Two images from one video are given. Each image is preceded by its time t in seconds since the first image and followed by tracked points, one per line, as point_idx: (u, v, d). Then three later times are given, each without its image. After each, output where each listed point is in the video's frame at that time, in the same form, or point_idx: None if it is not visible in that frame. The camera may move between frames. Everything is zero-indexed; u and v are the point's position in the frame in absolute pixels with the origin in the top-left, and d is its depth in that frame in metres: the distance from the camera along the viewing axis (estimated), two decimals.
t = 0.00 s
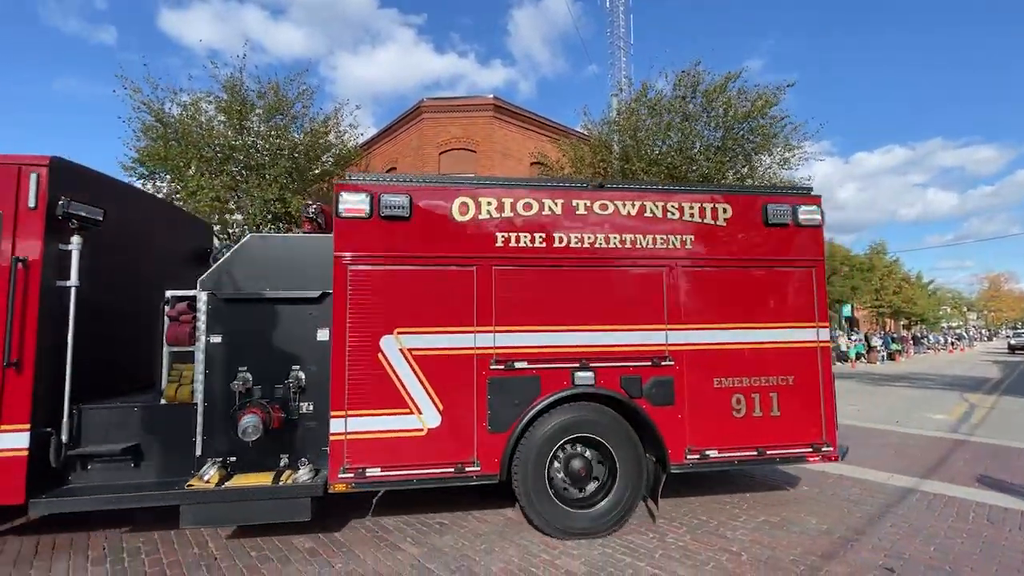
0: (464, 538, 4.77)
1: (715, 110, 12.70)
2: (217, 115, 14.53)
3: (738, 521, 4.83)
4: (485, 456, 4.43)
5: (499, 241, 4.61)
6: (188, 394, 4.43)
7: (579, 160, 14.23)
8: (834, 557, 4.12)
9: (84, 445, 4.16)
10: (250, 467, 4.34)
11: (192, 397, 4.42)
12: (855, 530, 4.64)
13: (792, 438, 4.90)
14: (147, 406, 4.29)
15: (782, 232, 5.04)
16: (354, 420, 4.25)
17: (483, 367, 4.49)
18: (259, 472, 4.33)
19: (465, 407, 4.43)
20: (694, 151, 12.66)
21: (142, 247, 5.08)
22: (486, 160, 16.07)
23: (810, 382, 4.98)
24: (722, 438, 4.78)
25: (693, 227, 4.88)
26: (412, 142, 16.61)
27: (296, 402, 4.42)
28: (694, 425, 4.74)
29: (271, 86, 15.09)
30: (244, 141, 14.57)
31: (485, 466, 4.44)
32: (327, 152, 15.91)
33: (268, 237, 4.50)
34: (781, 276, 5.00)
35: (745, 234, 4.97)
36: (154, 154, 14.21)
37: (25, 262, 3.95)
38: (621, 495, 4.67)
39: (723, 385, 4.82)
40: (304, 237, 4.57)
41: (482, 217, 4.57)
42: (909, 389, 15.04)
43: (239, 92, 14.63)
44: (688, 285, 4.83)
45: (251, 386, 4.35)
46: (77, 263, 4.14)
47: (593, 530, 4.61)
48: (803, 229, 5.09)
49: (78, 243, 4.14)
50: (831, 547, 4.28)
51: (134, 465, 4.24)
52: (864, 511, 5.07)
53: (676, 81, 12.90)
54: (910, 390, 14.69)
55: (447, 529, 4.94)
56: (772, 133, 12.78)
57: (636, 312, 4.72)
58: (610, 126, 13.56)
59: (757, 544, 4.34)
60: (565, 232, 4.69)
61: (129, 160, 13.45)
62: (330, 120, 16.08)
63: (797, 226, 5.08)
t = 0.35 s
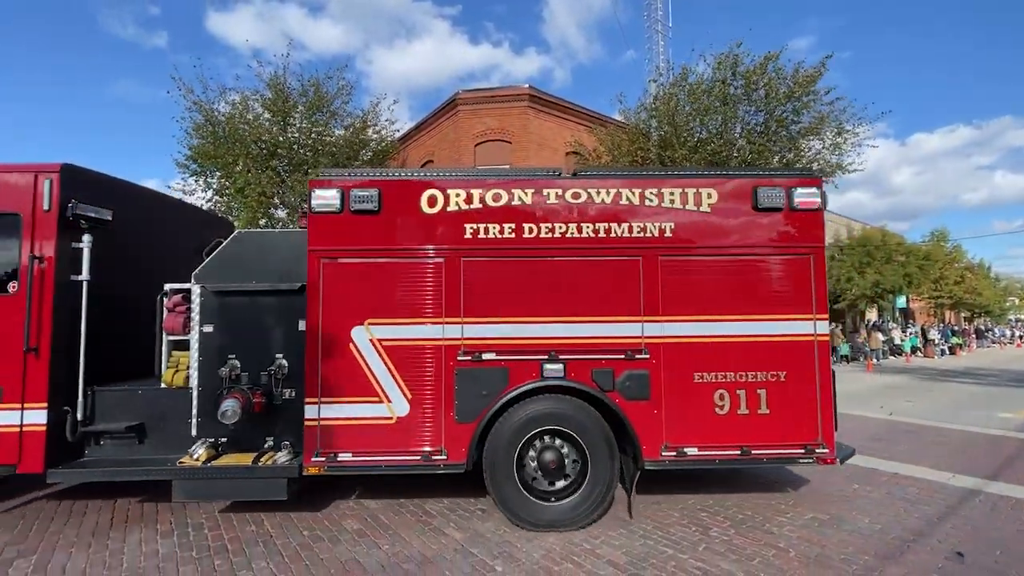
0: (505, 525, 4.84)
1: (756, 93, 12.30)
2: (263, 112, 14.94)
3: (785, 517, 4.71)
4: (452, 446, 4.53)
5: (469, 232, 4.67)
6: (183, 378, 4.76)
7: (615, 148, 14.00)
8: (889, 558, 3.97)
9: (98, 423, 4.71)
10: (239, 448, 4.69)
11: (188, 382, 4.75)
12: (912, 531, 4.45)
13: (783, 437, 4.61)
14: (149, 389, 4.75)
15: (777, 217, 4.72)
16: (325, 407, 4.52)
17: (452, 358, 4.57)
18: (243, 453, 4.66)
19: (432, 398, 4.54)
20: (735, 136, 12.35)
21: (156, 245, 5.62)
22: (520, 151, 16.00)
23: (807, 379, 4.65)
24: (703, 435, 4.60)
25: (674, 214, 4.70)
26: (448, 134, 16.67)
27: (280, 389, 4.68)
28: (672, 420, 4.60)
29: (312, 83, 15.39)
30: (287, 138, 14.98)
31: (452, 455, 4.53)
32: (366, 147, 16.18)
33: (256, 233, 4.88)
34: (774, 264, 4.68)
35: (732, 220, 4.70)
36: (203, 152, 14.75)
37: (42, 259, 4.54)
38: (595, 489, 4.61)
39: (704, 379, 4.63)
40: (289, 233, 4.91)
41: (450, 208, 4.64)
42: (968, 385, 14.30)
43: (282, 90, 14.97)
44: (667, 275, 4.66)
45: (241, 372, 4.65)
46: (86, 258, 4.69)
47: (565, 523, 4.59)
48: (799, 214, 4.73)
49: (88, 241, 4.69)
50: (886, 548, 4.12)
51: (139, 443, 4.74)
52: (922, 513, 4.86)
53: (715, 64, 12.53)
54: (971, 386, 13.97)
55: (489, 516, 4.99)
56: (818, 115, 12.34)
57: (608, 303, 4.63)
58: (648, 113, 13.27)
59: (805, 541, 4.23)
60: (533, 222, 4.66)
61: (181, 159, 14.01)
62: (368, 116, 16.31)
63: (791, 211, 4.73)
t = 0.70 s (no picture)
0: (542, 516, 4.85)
1: (797, 76, 11.86)
2: (302, 112, 15.23)
3: (835, 518, 4.57)
4: (426, 436, 4.69)
5: (443, 227, 4.79)
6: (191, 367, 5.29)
7: (650, 139, 13.71)
8: (949, 563, 3.81)
9: (120, 405, 5.37)
10: (242, 431, 5.20)
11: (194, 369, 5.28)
12: (973, 535, 4.26)
13: (768, 437, 4.41)
14: (162, 376, 5.32)
15: (765, 204, 4.48)
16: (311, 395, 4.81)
17: (427, 350, 4.73)
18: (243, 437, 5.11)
19: (408, 389, 4.72)
20: (776, 123, 12.00)
21: (174, 248, 6.16)
22: (553, 143, 15.86)
23: (797, 376, 4.41)
24: (681, 432, 4.50)
25: (650, 205, 4.60)
26: (481, 128, 16.64)
27: (275, 377, 5.09)
28: (648, 416, 4.54)
29: (348, 83, 15.60)
30: (325, 137, 15.27)
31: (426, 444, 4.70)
32: (400, 144, 16.33)
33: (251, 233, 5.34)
34: (759, 256, 4.46)
35: (712, 208, 4.54)
36: (245, 152, 15.13)
37: (68, 259, 5.21)
38: (569, 482, 4.63)
39: (683, 375, 4.51)
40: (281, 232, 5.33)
41: (424, 204, 4.79)
42: None
43: (319, 90, 15.22)
44: (643, 267, 4.58)
45: (239, 362, 5.11)
46: (106, 258, 5.33)
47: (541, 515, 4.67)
48: (788, 199, 4.46)
49: (108, 242, 5.33)
50: (945, 552, 3.96)
51: (154, 425, 5.34)
52: (982, 516, 4.65)
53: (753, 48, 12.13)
54: None
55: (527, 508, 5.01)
56: (864, 97, 11.92)
57: (582, 297, 4.60)
58: (684, 102, 12.94)
59: (856, 542, 4.10)
60: (506, 215, 4.72)
61: (225, 160, 14.42)
62: (402, 113, 16.43)
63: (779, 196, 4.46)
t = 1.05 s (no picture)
0: (583, 512, 4.82)
1: (847, 57, 11.36)
2: (340, 113, 15.50)
3: (893, 523, 4.38)
4: (406, 426, 4.90)
5: (421, 225, 4.95)
6: (205, 358, 5.90)
7: (688, 129, 13.39)
8: None
9: (150, 392, 6.09)
10: (249, 418, 5.65)
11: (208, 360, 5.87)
12: None
13: (747, 438, 4.23)
14: (183, 366, 5.97)
15: (744, 191, 4.28)
16: (304, 386, 5.13)
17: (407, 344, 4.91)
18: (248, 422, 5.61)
19: (389, 382, 4.92)
20: (826, 109, 11.61)
21: (197, 250, 6.86)
22: (589, 136, 15.66)
23: (778, 374, 4.19)
24: (654, 429, 4.42)
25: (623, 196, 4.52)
26: (515, 124, 16.57)
27: (278, 369, 5.52)
28: (620, 412, 4.48)
29: (383, 84, 15.77)
30: (363, 137, 15.52)
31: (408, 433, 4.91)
32: (436, 142, 16.43)
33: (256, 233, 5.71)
34: (733, 247, 4.29)
35: (686, 198, 4.40)
36: (286, 153, 15.49)
37: (106, 260, 6.01)
38: (542, 477, 4.67)
39: (656, 372, 4.43)
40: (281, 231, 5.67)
41: (403, 203, 4.97)
42: None
43: (357, 91, 15.45)
44: (614, 260, 4.53)
45: (247, 354, 5.56)
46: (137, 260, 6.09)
47: (512, 507, 4.75)
48: (767, 186, 4.24)
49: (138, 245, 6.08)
50: (1019, 563, 3.74)
51: (177, 410, 6.00)
52: None
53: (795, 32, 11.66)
54: None
55: (567, 505, 5.00)
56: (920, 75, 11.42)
57: (555, 292, 4.62)
58: (724, 91, 12.57)
59: (918, 550, 3.92)
60: (480, 212, 4.79)
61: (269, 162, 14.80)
62: (437, 111, 16.51)
63: (757, 182, 4.26)
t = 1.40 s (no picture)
0: (618, 516, 4.76)
1: (891, 44, 10.95)
2: (371, 118, 15.71)
3: (948, 534, 4.18)
4: (392, 423, 5.09)
5: (404, 231, 5.13)
6: (223, 357, 6.27)
7: (721, 124, 13.10)
8: None
9: (178, 386, 6.66)
10: (260, 413, 6.03)
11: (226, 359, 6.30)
12: None
13: (718, 442, 4.17)
14: (205, 363, 6.47)
15: (715, 191, 4.21)
16: (303, 383, 5.43)
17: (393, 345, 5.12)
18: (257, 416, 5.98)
19: (378, 381, 5.13)
20: (868, 100, 11.15)
21: (219, 257, 7.32)
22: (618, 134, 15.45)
23: (750, 377, 4.12)
24: (626, 432, 4.42)
25: (593, 199, 4.53)
26: (543, 124, 16.48)
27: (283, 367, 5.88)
28: (592, 414, 4.52)
29: (412, 88, 15.91)
30: (393, 141, 15.71)
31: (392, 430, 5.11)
32: (465, 144, 16.48)
33: (266, 241, 6.06)
34: (703, 248, 4.23)
35: (656, 200, 4.38)
36: (319, 158, 15.76)
37: (138, 268, 6.57)
38: (517, 475, 4.75)
39: (627, 374, 4.43)
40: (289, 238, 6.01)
41: (388, 211, 5.17)
42: None
43: (386, 95, 15.64)
44: (586, 263, 4.55)
45: (260, 353, 5.92)
46: (165, 267, 6.62)
47: (490, 504, 4.89)
48: (737, 185, 4.16)
49: (165, 254, 6.61)
50: None
51: (200, 404, 6.52)
52: None
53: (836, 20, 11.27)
54: None
55: (601, 507, 4.94)
56: (971, 63, 10.90)
57: (529, 294, 4.69)
58: (759, 84, 12.24)
59: (977, 564, 3.73)
60: (458, 218, 4.92)
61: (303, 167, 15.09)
62: (466, 113, 16.57)
63: (727, 182, 4.18)
